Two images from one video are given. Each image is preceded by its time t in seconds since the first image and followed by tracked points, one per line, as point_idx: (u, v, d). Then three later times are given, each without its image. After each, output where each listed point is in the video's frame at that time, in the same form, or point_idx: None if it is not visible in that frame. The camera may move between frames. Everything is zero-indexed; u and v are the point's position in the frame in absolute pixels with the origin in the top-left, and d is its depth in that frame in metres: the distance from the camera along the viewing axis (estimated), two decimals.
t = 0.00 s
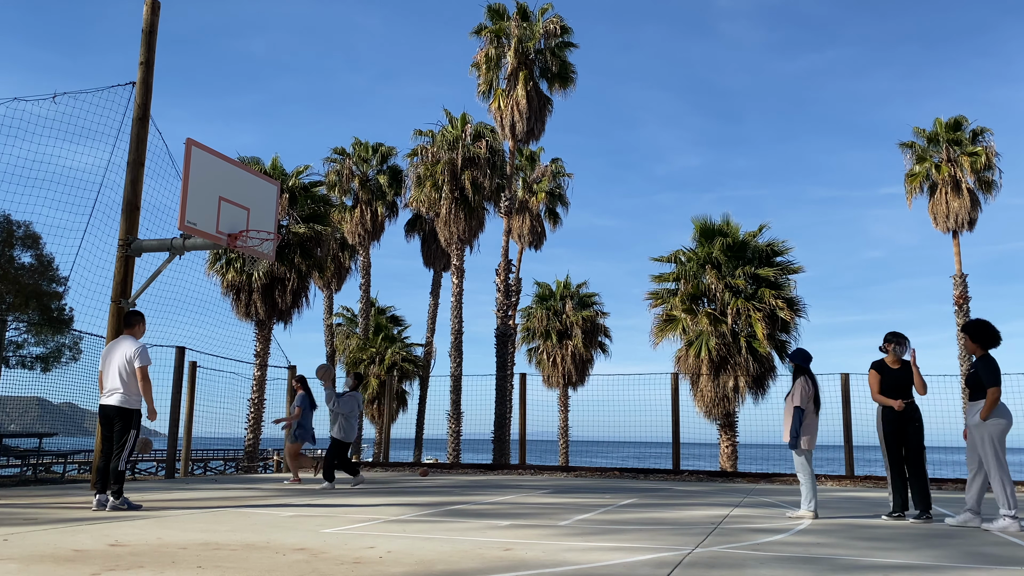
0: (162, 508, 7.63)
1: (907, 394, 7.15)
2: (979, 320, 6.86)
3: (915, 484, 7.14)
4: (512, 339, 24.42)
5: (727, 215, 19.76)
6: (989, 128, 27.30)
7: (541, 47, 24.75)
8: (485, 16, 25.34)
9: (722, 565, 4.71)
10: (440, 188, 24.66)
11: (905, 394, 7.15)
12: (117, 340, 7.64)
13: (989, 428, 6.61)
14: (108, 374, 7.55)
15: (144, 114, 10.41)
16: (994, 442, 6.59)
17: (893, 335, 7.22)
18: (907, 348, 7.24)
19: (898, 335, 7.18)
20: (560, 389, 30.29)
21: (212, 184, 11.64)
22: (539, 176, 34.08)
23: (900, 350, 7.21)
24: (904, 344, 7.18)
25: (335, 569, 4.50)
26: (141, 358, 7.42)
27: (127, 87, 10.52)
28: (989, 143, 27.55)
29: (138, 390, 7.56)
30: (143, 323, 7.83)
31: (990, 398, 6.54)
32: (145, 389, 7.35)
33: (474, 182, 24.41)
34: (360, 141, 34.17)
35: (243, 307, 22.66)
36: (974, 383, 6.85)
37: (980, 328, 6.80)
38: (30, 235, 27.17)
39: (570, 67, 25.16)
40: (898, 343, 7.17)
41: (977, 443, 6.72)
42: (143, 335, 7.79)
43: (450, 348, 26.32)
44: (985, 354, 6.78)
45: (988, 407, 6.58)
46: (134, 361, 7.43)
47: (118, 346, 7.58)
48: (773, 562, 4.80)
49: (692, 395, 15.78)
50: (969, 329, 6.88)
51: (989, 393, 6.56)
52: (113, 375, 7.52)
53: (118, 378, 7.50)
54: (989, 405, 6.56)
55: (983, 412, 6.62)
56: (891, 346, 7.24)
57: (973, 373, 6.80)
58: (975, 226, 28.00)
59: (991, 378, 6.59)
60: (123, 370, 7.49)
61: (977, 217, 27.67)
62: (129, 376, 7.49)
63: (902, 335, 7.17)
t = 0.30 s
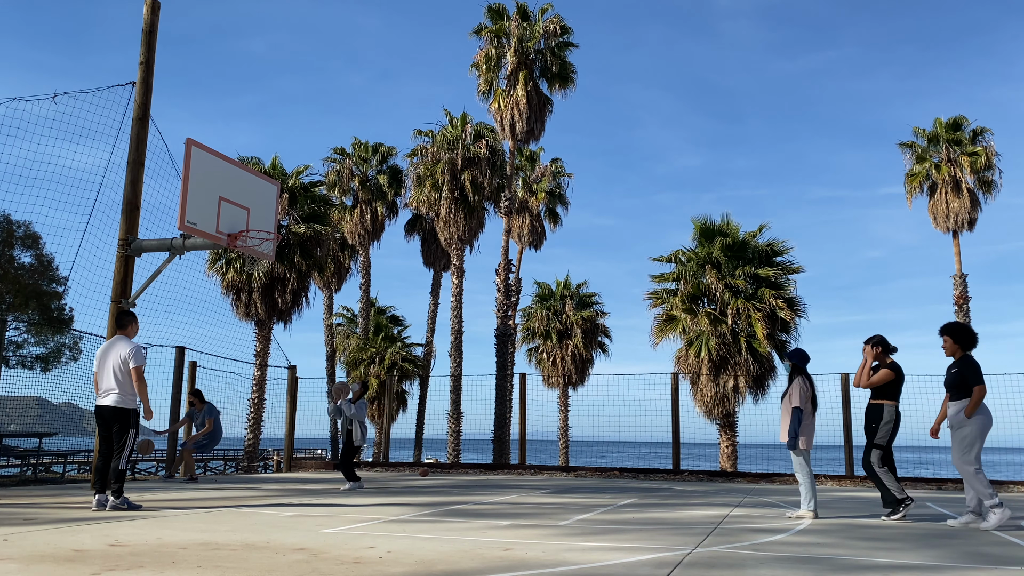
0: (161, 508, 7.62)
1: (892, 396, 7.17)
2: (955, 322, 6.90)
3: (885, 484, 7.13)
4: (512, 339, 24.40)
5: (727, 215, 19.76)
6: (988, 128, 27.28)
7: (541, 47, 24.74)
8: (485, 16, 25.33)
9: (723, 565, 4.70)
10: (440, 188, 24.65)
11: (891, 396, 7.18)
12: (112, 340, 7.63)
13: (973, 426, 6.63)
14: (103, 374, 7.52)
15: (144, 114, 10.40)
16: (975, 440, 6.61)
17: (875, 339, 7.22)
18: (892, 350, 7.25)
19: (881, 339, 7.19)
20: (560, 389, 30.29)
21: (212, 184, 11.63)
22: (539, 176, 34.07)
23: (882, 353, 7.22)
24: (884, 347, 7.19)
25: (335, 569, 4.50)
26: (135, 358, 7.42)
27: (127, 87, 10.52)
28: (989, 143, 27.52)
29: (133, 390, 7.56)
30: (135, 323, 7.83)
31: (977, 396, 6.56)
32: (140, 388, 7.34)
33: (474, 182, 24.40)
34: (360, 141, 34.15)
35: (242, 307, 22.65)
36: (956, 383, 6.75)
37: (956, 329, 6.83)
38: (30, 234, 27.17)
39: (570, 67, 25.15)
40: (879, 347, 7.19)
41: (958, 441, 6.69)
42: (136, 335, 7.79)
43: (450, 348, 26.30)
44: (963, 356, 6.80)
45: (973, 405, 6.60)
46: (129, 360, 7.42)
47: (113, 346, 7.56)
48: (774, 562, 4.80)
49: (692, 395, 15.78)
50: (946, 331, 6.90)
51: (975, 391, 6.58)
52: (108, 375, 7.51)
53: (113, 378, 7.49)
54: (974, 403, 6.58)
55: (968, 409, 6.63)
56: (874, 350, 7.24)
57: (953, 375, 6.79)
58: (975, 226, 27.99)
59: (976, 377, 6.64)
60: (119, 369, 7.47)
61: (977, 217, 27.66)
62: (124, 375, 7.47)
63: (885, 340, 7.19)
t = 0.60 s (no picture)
0: (160, 508, 7.63)
1: (868, 393, 7.18)
2: (953, 321, 6.90)
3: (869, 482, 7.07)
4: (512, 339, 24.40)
5: (727, 215, 19.77)
6: (988, 128, 27.26)
7: (541, 47, 24.75)
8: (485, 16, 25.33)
9: (723, 565, 4.71)
10: (440, 188, 24.66)
11: (867, 393, 7.18)
12: (109, 340, 7.63)
13: (955, 427, 6.61)
14: (99, 374, 7.52)
15: (144, 114, 10.40)
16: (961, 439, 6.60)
17: (859, 335, 7.25)
18: (875, 348, 7.25)
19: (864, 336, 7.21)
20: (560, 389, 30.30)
21: (212, 184, 11.64)
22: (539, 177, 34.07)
23: (863, 350, 7.24)
24: (866, 343, 7.21)
25: (335, 569, 4.50)
26: (132, 359, 7.42)
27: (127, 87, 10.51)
28: (988, 143, 27.52)
29: (130, 390, 7.56)
30: (131, 324, 7.84)
31: (958, 397, 6.57)
32: (138, 389, 7.35)
33: (474, 182, 24.40)
34: (360, 141, 34.16)
35: (243, 307, 22.66)
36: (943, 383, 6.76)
37: (952, 328, 6.83)
38: (30, 235, 27.17)
39: (570, 67, 25.16)
40: (860, 343, 7.22)
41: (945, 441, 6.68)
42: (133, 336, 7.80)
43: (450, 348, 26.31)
44: (954, 356, 6.80)
45: (954, 406, 6.61)
46: (126, 361, 7.42)
47: (110, 347, 7.56)
48: (773, 562, 4.80)
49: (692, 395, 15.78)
50: (941, 330, 6.90)
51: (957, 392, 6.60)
52: (105, 376, 7.50)
53: (110, 379, 7.48)
54: (955, 405, 6.58)
55: (949, 411, 6.64)
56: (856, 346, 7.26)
57: (942, 375, 6.81)
58: (974, 226, 27.99)
59: (960, 379, 6.66)
60: (116, 370, 7.46)
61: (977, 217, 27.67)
62: (121, 376, 7.47)
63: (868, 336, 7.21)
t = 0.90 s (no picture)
0: (159, 508, 7.62)
1: (863, 394, 7.17)
2: (944, 319, 6.90)
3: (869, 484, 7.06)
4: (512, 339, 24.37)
5: (727, 215, 19.78)
6: (988, 128, 27.23)
7: (541, 47, 24.76)
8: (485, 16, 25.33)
9: (723, 565, 4.70)
10: (440, 188, 24.66)
11: (861, 393, 7.18)
12: (108, 340, 7.62)
13: (951, 427, 6.59)
14: (99, 374, 7.51)
15: (144, 114, 10.40)
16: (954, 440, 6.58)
17: (847, 335, 7.24)
18: (865, 348, 7.23)
19: (852, 336, 7.18)
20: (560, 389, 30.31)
21: (212, 184, 11.64)
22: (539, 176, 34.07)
23: (854, 351, 7.23)
24: (857, 344, 7.19)
25: (334, 569, 4.49)
26: (132, 359, 7.41)
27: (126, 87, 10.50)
28: (988, 143, 27.51)
29: (130, 390, 7.56)
30: (131, 324, 7.83)
31: (947, 396, 6.57)
32: (138, 389, 7.35)
33: (474, 182, 24.40)
34: (360, 141, 34.15)
35: (243, 307, 22.66)
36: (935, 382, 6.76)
37: (943, 327, 6.83)
38: (30, 235, 27.18)
39: (570, 67, 25.16)
40: (849, 344, 7.20)
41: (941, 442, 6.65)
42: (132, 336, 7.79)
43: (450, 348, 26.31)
44: (946, 354, 6.79)
45: (945, 406, 6.60)
46: (125, 361, 7.41)
47: (109, 347, 7.55)
48: (773, 562, 4.80)
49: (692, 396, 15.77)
50: (932, 328, 6.90)
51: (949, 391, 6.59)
52: (105, 376, 7.50)
53: (110, 379, 7.48)
54: (946, 404, 6.58)
55: (941, 412, 6.62)
56: (845, 347, 7.26)
57: (932, 373, 6.81)
58: (974, 226, 27.99)
59: (952, 377, 6.64)
60: (118, 370, 7.47)
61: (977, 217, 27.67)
62: (120, 376, 7.47)
63: (859, 336, 7.18)
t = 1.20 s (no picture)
0: (158, 508, 7.62)
1: (862, 395, 7.17)
2: (938, 324, 6.92)
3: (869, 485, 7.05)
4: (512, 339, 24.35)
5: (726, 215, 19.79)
6: (989, 128, 27.24)
7: (541, 48, 24.77)
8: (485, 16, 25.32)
9: (722, 565, 4.72)
10: (440, 188, 24.66)
11: (861, 394, 7.18)
12: (108, 341, 7.63)
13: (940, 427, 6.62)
14: (99, 375, 7.51)
15: (144, 114, 10.41)
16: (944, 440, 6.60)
17: (842, 335, 7.26)
18: (863, 348, 7.24)
19: (849, 337, 7.20)
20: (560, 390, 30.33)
21: (212, 184, 11.65)
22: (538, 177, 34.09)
23: (851, 351, 7.24)
24: (853, 344, 7.21)
25: (335, 569, 4.51)
26: (132, 360, 7.40)
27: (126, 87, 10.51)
28: (989, 143, 27.53)
29: (130, 390, 7.56)
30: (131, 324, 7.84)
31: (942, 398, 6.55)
32: (137, 389, 7.35)
33: (474, 181, 24.39)
34: (360, 141, 34.15)
35: (243, 307, 22.66)
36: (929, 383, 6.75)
37: (938, 330, 6.84)
38: (30, 234, 27.18)
39: (570, 67, 25.16)
40: (846, 344, 7.22)
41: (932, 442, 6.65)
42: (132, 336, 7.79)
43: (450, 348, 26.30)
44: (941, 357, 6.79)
45: (937, 407, 6.60)
46: (125, 362, 7.41)
47: (109, 348, 7.56)
48: (773, 563, 4.81)
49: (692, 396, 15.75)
50: (927, 331, 6.91)
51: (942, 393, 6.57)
52: (104, 376, 7.50)
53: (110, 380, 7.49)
54: (938, 405, 6.59)
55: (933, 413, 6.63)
56: (841, 348, 7.27)
57: (927, 375, 6.82)
58: (974, 226, 28.01)
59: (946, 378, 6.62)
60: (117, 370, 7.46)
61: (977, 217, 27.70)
62: (120, 376, 7.47)
63: (856, 336, 7.20)
